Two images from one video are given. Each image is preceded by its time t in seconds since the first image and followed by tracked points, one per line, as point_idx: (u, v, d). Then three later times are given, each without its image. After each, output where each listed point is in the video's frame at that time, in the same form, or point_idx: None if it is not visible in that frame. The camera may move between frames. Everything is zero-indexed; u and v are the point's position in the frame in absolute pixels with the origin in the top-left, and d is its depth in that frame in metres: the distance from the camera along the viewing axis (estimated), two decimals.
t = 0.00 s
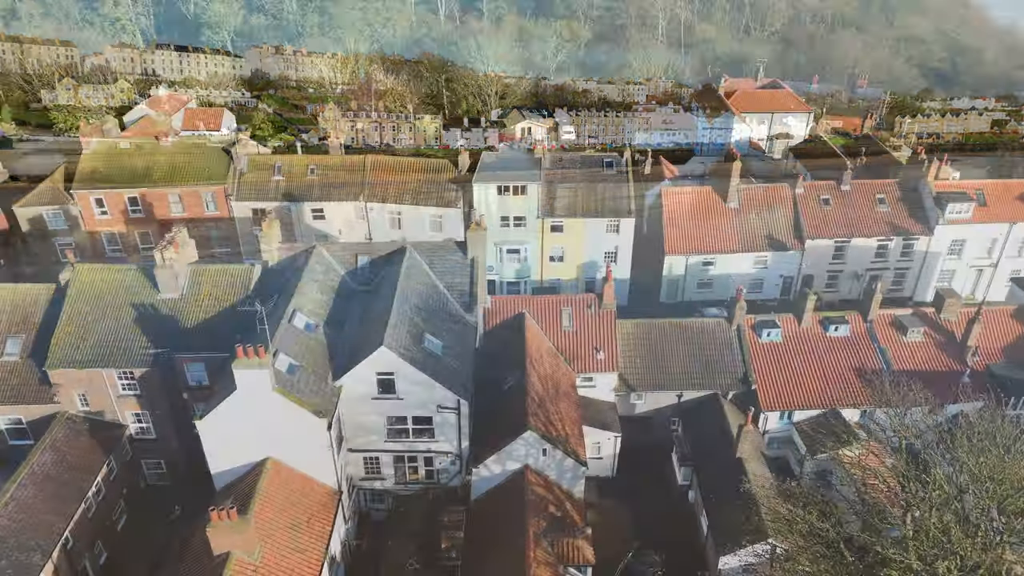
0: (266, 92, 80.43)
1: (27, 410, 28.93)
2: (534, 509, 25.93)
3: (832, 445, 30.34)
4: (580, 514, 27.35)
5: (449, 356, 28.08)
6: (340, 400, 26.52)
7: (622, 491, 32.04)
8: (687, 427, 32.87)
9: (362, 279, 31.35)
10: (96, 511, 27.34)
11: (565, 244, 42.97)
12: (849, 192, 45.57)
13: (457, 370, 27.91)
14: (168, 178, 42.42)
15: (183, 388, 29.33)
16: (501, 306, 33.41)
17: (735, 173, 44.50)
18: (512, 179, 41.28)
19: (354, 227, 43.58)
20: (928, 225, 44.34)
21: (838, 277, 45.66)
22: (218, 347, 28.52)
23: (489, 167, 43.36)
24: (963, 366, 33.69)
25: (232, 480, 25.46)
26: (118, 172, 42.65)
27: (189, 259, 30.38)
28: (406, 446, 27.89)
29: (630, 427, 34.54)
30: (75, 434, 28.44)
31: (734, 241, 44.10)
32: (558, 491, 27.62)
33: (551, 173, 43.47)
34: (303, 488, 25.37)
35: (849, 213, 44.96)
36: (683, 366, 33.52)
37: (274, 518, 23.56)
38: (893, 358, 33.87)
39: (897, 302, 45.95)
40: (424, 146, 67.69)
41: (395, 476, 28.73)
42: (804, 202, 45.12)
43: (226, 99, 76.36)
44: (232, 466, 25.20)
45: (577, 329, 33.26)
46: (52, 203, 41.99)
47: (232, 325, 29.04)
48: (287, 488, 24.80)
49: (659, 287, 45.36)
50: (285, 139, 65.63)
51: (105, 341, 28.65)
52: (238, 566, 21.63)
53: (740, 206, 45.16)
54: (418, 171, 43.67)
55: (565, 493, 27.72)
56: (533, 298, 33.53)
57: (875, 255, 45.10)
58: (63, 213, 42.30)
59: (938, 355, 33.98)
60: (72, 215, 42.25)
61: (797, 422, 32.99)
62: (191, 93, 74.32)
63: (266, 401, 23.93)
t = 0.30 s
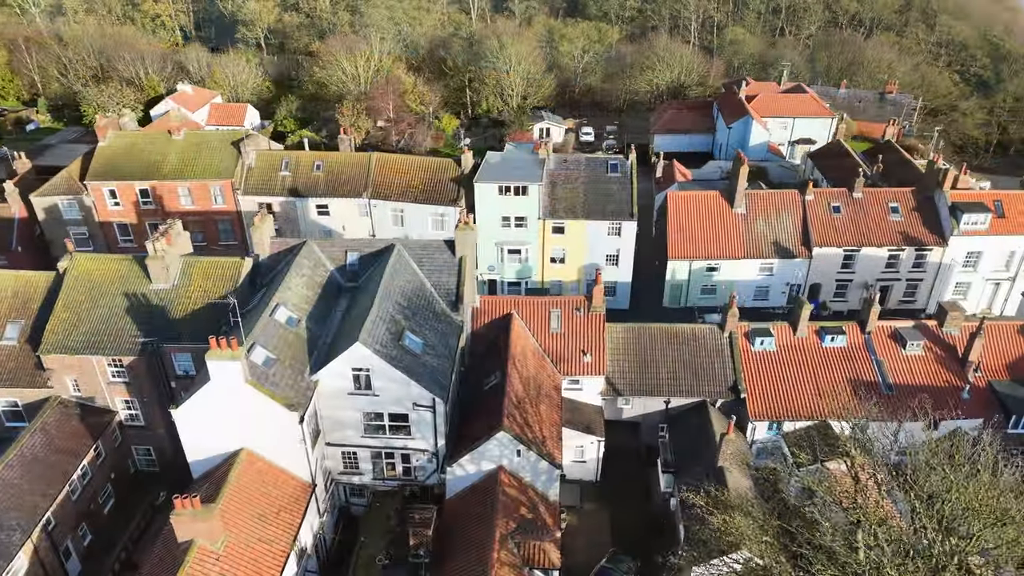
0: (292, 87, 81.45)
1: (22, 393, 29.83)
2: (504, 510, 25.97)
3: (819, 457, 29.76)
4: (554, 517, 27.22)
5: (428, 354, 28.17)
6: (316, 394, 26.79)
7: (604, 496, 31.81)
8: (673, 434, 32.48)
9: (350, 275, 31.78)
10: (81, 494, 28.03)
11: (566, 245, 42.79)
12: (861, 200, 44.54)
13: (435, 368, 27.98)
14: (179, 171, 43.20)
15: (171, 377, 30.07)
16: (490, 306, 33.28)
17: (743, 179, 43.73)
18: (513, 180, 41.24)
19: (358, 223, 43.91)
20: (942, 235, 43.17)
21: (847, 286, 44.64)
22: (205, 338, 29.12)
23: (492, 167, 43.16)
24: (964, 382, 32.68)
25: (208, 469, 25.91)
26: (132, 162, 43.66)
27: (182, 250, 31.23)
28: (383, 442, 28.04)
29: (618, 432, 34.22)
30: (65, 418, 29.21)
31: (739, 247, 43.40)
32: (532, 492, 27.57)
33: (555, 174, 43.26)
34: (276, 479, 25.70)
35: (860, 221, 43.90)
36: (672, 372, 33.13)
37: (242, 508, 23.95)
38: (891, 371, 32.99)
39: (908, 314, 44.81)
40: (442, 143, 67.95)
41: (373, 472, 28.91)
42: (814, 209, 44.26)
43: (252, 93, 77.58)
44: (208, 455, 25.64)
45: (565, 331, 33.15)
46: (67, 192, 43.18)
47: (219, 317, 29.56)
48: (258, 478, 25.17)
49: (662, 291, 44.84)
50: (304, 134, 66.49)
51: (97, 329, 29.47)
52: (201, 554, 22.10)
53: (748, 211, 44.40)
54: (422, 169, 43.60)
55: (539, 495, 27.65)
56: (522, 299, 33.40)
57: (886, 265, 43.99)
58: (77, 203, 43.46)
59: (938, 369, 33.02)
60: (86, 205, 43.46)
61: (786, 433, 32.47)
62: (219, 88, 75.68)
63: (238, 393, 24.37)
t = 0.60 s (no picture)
0: (317, 84, 82.50)
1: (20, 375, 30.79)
2: (473, 510, 25.96)
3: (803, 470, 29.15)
4: (526, 519, 27.07)
5: (407, 351, 28.31)
6: (293, 387, 27.10)
7: (585, 501, 31.60)
8: (659, 441, 32.12)
9: (339, 271, 32.04)
10: (68, 477, 28.76)
11: (567, 247, 42.62)
12: (873, 209, 43.47)
13: (414, 366, 28.08)
14: (189, 164, 44.11)
15: (161, 366, 30.76)
16: (478, 306, 33.32)
17: (750, 184, 43.03)
18: (514, 180, 41.13)
19: (362, 219, 44.27)
20: (956, 247, 41.90)
21: (855, 296, 43.64)
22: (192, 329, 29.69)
23: (495, 167, 43.11)
24: (962, 399, 31.69)
25: (185, 458, 26.36)
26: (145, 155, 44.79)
27: (177, 242, 31.97)
28: (360, 438, 28.25)
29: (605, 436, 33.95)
30: (58, 402, 30.03)
31: (744, 254, 42.75)
32: (506, 493, 27.52)
33: (558, 175, 43.11)
34: (249, 470, 26.06)
35: (870, 230, 42.85)
36: (660, 378, 32.75)
37: (212, 497, 24.35)
38: (886, 385, 32.13)
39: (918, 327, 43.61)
40: (459, 143, 68.22)
41: (351, 467, 29.15)
42: (823, 217, 43.35)
43: (277, 89, 78.81)
44: (185, 444, 26.10)
45: (552, 333, 33.01)
46: (82, 182, 44.44)
47: (206, 309, 30.09)
48: (231, 468, 25.55)
49: (665, 296, 44.37)
50: (323, 131, 67.35)
51: (91, 317, 30.29)
52: (166, 540, 22.53)
53: (754, 217, 43.71)
54: (426, 167, 43.77)
55: (513, 496, 27.59)
56: (510, 300, 33.34)
57: (897, 276, 42.88)
58: (92, 193, 44.70)
59: (937, 385, 32.08)
60: (100, 195, 44.66)
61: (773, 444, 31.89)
62: (246, 84, 77.12)
63: (212, 383, 24.80)
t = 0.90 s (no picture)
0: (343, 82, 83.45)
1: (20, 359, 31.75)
2: (443, 509, 25.95)
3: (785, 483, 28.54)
4: (498, 520, 27.03)
5: (388, 348, 28.48)
6: (273, 380, 27.45)
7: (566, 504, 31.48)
8: (643, 448, 31.79)
9: (329, 267, 32.36)
10: (58, 460, 29.56)
11: (568, 249, 42.43)
12: (884, 218, 42.38)
13: (393, 363, 28.23)
14: (201, 158, 44.99)
15: (152, 354, 31.55)
16: (467, 305, 33.38)
17: (757, 190, 42.30)
18: (516, 180, 40.99)
19: (366, 217, 44.63)
20: (969, 260, 40.59)
21: (863, 307, 42.60)
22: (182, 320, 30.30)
23: (499, 166, 43.08)
24: (959, 417, 30.77)
25: (166, 447, 26.91)
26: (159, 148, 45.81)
27: (173, 233, 32.64)
28: (339, 433, 28.50)
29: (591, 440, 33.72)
30: (53, 387, 30.93)
31: (748, 260, 42.05)
32: (480, 493, 27.48)
33: (561, 177, 42.90)
34: (225, 460, 26.48)
35: (880, 240, 41.79)
36: (647, 384, 32.42)
37: (185, 486, 24.79)
38: (879, 399, 31.30)
39: (929, 341, 42.41)
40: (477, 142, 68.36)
41: (331, 461, 29.43)
42: (832, 225, 42.40)
43: (304, 86, 79.96)
44: (164, 433, 26.60)
45: (540, 334, 32.88)
46: (98, 173, 45.65)
47: (197, 300, 30.67)
48: (206, 457, 25.98)
49: (667, 302, 43.88)
50: (343, 128, 68.13)
51: (87, 304, 31.14)
52: (133, 525, 23.00)
53: (761, 224, 42.96)
54: (429, 165, 43.86)
55: (486, 496, 27.52)
56: (499, 300, 33.31)
57: (907, 288, 41.73)
58: (107, 184, 45.93)
59: (932, 400, 31.17)
60: (115, 186, 45.87)
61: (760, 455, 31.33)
62: (272, 80, 78.32)
63: (189, 374, 25.27)
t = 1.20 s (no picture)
0: (368, 79, 84.33)
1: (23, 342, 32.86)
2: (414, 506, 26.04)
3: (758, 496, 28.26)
4: (470, 519, 27.08)
5: (369, 345, 28.69)
6: (254, 372, 27.84)
7: (546, 506, 31.35)
8: (627, 453, 31.49)
9: (320, 263, 32.72)
10: (51, 442, 30.41)
11: (568, 251, 42.22)
12: (894, 228, 41.29)
13: (373, 360, 28.40)
14: (212, 153, 45.86)
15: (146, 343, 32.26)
16: (457, 304, 33.47)
17: (763, 195, 41.58)
18: (518, 181, 40.91)
19: (371, 214, 45.00)
20: (982, 273, 39.29)
21: (870, 318, 41.57)
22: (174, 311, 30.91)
23: (502, 167, 43.08)
24: (953, 434, 29.85)
25: (148, 435, 27.47)
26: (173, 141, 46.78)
27: (172, 225, 33.33)
28: (318, 426, 28.78)
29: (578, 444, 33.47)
30: (50, 371, 31.83)
31: (752, 267, 41.38)
32: (453, 492, 27.53)
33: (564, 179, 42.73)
34: (204, 449, 26.93)
35: (889, 250, 40.73)
36: (633, 389, 32.13)
37: (160, 473, 25.28)
38: (871, 413, 30.52)
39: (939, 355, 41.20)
40: (494, 142, 68.48)
41: (311, 454, 29.74)
42: (839, 233, 41.45)
43: (329, 83, 81.04)
44: (146, 421, 27.16)
45: (527, 336, 32.77)
46: (115, 165, 46.94)
47: (189, 292, 31.28)
48: (184, 446, 26.45)
49: (669, 306, 43.36)
50: (362, 125, 68.82)
51: (85, 293, 32.02)
52: (105, 510, 23.51)
53: (767, 230, 42.23)
54: (434, 164, 44.00)
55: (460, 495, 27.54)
56: (488, 300, 33.29)
57: (916, 299, 40.60)
58: (122, 175, 47.20)
59: (927, 416, 30.27)
60: (130, 177, 47.07)
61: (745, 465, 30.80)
62: (298, 76, 79.49)
63: (169, 364, 25.77)
